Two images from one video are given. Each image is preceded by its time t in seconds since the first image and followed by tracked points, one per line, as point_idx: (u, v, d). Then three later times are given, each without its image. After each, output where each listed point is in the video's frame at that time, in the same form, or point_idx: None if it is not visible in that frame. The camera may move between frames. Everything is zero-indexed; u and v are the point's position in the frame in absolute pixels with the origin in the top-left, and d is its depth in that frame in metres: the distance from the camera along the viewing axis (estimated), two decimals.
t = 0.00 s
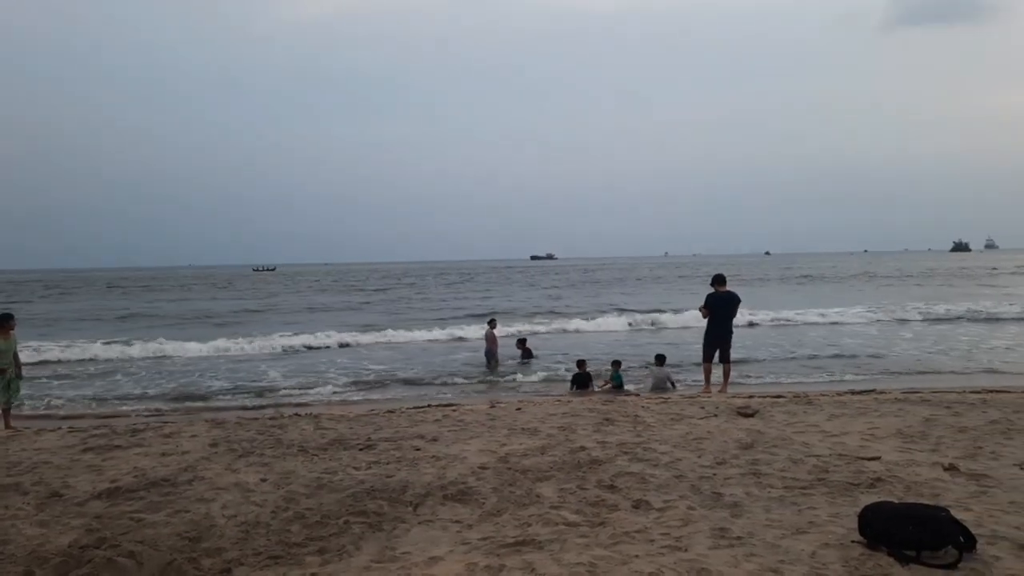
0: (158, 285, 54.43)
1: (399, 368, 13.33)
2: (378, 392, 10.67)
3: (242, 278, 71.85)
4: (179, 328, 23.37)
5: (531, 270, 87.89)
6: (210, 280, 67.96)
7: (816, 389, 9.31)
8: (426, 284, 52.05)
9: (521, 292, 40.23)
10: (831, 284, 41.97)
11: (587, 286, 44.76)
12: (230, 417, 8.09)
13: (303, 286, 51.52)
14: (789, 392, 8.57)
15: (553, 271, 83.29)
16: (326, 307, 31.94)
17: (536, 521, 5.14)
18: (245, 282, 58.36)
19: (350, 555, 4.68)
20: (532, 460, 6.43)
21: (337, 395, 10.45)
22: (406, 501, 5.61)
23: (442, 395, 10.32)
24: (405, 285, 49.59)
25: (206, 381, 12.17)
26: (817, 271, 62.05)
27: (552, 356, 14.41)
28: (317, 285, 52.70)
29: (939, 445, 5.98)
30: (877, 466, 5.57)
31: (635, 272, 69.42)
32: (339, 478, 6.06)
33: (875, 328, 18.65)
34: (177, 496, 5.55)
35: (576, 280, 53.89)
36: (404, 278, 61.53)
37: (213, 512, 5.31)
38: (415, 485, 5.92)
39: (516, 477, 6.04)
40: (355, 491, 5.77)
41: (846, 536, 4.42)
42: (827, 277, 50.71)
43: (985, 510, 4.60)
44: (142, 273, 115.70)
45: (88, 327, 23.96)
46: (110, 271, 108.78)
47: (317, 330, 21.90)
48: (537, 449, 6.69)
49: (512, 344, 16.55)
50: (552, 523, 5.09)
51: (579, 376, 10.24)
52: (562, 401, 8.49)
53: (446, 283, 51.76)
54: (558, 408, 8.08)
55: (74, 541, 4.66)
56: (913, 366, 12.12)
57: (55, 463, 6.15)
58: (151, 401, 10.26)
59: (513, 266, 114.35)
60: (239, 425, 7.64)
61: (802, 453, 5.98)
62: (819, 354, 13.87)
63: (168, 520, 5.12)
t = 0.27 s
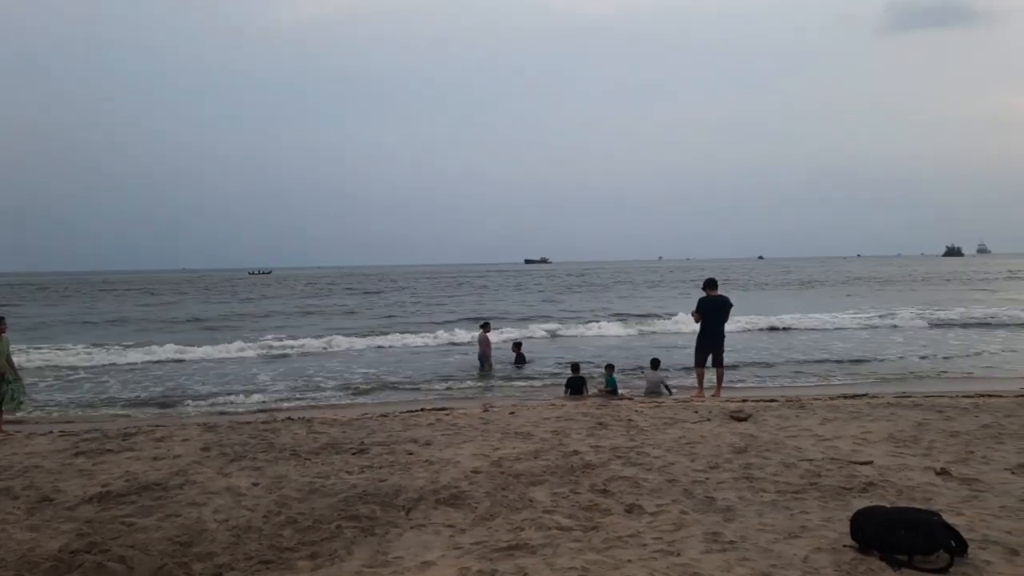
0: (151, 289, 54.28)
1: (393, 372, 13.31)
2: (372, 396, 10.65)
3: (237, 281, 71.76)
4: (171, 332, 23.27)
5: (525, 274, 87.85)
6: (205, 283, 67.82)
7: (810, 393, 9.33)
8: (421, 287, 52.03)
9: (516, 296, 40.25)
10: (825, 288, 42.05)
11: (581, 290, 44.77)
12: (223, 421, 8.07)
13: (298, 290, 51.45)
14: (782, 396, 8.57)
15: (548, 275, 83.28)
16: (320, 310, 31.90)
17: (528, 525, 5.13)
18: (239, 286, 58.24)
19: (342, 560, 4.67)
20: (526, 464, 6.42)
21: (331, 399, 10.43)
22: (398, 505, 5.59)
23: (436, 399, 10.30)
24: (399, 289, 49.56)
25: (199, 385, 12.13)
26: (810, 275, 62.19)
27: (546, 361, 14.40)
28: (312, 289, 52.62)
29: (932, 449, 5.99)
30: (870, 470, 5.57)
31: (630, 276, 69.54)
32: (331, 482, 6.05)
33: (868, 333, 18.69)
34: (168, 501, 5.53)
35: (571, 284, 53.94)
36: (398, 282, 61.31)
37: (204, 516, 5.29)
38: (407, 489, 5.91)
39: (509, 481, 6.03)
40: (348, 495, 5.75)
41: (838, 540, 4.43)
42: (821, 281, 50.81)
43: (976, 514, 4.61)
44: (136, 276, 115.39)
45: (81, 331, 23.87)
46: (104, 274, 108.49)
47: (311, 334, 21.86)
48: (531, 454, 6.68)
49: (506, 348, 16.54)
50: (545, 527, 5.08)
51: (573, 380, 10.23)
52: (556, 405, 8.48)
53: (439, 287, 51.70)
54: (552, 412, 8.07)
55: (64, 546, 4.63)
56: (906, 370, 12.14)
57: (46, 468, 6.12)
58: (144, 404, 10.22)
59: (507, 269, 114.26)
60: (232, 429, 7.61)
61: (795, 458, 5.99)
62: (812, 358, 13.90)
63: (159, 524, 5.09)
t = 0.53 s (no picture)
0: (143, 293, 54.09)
1: (385, 376, 13.29)
2: (364, 400, 10.63)
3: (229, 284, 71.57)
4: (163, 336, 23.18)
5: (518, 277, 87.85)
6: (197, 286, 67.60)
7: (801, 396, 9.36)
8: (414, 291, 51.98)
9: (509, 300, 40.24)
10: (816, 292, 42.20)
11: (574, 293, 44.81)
12: (214, 425, 8.04)
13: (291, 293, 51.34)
14: (773, 400, 8.59)
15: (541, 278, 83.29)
16: (313, 314, 31.82)
17: (520, 529, 5.13)
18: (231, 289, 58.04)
19: (334, 564, 4.66)
20: (518, 468, 6.42)
21: (323, 403, 10.40)
22: (390, 509, 5.58)
23: (428, 403, 10.29)
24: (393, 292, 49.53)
25: (191, 389, 12.08)
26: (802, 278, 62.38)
27: (538, 364, 14.40)
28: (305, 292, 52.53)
29: (922, 452, 6.02)
30: (860, 473, 5.59)
31: (623, 279, 69.64)
32: (323, 486, 6.03)
33: (860, 336, 18.76)
34: (159, 505, 5.51)
35: (564, 287, 54.00)
36: (391, 286, 61.25)
37: (195, 521, 5.27)
38: (399, 493, 5.90)
39: (501, 485, 6.03)
40: (340, 500, 5.74)
41: (829, 543, 4.44)
42: (812, 285, 50.97)
43: (966, 517, 4.63)
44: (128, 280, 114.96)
45: (72, 335, 23.76)
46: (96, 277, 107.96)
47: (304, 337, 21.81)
48: (523, 457, 6.68)
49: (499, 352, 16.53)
50: (537, 531, 5.08)
51: (566, 384, 10.23)
52: (548, 409, 8.48)
53: (432, 291, 51.46)
54: (544, 416, 8.07)
55: (54, 552, 4.61)
56: (897, 374, 12.19)
57: (36, 472, 6.08)
58: (135, 409, 10.18)
59: (501, 272, 114.21)
60: (223, 433, 7.59)
61: (786, 461, 6.01)
62: (804, 361, 13.93)
63: (150, 530, 5.07)
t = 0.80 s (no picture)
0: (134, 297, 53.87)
1: (377, 381, 13.26)
2: (355, 405, 10.61)
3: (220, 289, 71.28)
4: (154, 341, 23.08)
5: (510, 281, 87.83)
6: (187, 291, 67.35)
7: (790, 399, 9.37)
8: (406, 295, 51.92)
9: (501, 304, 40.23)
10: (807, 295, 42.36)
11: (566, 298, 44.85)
12: (204, 430, 8.01)
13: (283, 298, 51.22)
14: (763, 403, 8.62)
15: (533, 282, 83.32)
16: (304, 319, 31.74)
17: (511, 534, 5.13)
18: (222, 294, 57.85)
19: (324, 570, 4.64)
20: (509, 472, 6.42)
21: (314, 408, 10.37)
22: (380, 514, 5.57)
23: (419, 408, 10.26)
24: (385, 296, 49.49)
25: (181, 394, 12.03)
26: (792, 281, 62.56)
27: (530, 368, 14.40)
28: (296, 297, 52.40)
29: (911, 455, 6.04)
30: (850, 476, 5.61)
31: (615, 283, 69.74)
32: (314, 492, 6.01)
33: (850, 340, 18.82)
34: (148, 511, 5.48)
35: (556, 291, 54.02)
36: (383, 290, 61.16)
37: (185, 527, 5.24)
38: (390, 498, 5.89)
39: (492, 490, 6.02)
40: (330, 505, 5.72)
41: (818, 547, 4.45)
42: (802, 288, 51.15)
43: (955, 519, 4.65)
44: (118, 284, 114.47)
45: (62, 341, 23.63)
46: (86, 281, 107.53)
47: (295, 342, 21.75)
48: (514, 461, 6.67)
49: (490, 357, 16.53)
50: (528, 535, 5.08)
51: (557, 388, 10.23)
52: (539, 413, 8.48)
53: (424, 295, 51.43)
54: (536, 420, 8.07)
55: (42, 559, 4.58)
56: (886, 376, 12.24)
57: (24, 479, 6.05)
58: (125, 414, 10.13)
59: (492, 276, 114.21)
60: (214, 438, 7.56)
61: (776, 464, 6.02)
62: (794, 365, 13.97)
63: (139, 535, 5.05)
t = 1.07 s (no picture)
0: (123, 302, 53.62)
1: (366, 385, 13.23)
2: (345, 409, 10.59)
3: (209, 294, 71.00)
4: (142, 346, 22.97)
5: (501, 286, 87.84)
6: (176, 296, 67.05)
7: (778, 403, 9.41)
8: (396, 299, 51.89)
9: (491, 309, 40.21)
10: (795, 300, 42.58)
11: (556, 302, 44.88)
12: (193, 435, 7.98)
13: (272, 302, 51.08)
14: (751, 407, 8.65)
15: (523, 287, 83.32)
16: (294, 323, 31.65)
17: (500, 538, 5.13)
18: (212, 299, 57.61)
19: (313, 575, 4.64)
20: (498, 476, 6.42)
21: (303, 413, 10.35)
22: (369, 519, 5.56)
23: (409, 412, 10.25)
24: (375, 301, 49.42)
25: (169, 399, 11.98)
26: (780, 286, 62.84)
27: (520, 373, 14.40)
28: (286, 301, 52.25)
29: (898, 459, 6.07)
30: (837, 480, 5.64)
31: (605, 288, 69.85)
32: (302, 496, 6.00)
33: (838, 343, 18.92)
34: (136, 516, 5.46)
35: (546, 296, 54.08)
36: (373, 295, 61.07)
37: (172, 532, 5.23)
38: (379, 503, 5.88)
39: (481, 494, 6.03)
40: (319, 510, 5.71)
41: (806, 550, 4.47)
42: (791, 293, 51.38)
43: (941, 522, 4.68)
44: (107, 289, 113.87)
45: (49, 346, 23.49)
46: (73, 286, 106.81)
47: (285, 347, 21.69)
48: (503, 466, 6.68)
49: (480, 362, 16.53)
50: (516, 540, 5.08)
51: (547, 392, 10.24)
52: (528, 417, 8.49)
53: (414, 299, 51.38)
54: (525, 424, 8.07)
55: (28, 565, 4.55)
56: (873, 381, 12.31)
57: (10, 484, 6.01)
58: (112, 419, 10.07)
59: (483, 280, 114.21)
60: (202, 443, 7.53)
61: (764, 468, 6.04)
62: (782, 369, 14.04)
63: (126, 541, 5.02)
